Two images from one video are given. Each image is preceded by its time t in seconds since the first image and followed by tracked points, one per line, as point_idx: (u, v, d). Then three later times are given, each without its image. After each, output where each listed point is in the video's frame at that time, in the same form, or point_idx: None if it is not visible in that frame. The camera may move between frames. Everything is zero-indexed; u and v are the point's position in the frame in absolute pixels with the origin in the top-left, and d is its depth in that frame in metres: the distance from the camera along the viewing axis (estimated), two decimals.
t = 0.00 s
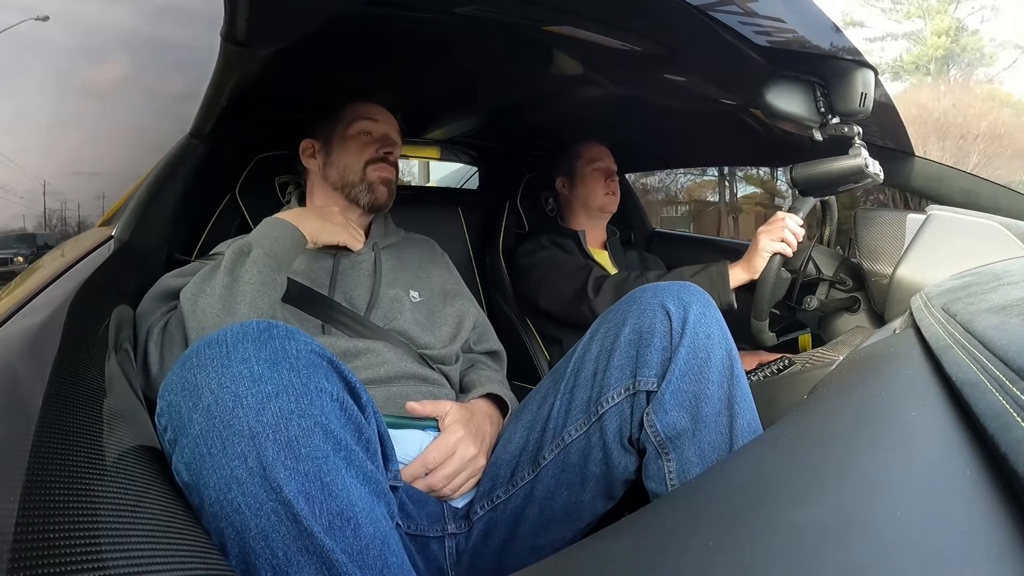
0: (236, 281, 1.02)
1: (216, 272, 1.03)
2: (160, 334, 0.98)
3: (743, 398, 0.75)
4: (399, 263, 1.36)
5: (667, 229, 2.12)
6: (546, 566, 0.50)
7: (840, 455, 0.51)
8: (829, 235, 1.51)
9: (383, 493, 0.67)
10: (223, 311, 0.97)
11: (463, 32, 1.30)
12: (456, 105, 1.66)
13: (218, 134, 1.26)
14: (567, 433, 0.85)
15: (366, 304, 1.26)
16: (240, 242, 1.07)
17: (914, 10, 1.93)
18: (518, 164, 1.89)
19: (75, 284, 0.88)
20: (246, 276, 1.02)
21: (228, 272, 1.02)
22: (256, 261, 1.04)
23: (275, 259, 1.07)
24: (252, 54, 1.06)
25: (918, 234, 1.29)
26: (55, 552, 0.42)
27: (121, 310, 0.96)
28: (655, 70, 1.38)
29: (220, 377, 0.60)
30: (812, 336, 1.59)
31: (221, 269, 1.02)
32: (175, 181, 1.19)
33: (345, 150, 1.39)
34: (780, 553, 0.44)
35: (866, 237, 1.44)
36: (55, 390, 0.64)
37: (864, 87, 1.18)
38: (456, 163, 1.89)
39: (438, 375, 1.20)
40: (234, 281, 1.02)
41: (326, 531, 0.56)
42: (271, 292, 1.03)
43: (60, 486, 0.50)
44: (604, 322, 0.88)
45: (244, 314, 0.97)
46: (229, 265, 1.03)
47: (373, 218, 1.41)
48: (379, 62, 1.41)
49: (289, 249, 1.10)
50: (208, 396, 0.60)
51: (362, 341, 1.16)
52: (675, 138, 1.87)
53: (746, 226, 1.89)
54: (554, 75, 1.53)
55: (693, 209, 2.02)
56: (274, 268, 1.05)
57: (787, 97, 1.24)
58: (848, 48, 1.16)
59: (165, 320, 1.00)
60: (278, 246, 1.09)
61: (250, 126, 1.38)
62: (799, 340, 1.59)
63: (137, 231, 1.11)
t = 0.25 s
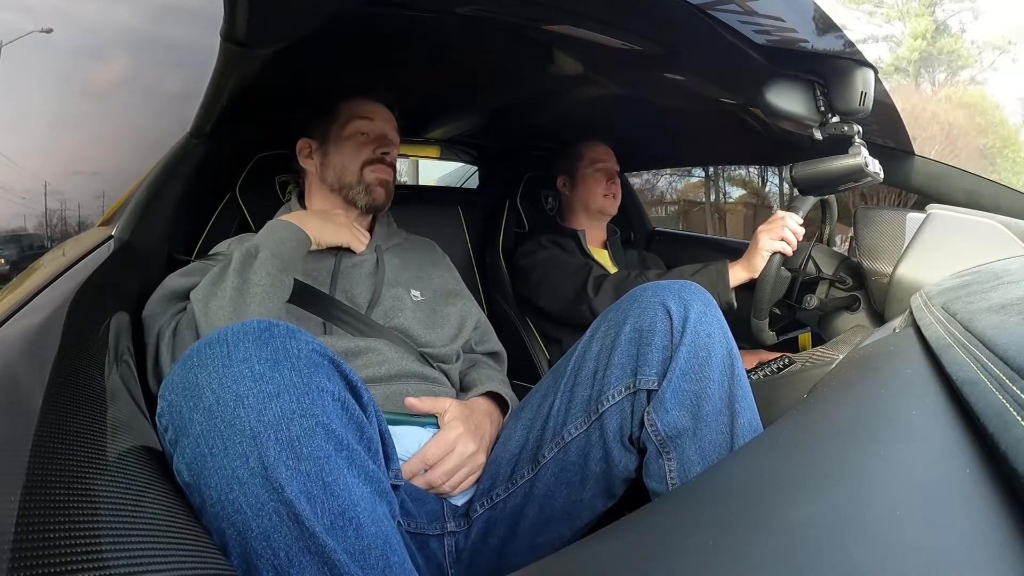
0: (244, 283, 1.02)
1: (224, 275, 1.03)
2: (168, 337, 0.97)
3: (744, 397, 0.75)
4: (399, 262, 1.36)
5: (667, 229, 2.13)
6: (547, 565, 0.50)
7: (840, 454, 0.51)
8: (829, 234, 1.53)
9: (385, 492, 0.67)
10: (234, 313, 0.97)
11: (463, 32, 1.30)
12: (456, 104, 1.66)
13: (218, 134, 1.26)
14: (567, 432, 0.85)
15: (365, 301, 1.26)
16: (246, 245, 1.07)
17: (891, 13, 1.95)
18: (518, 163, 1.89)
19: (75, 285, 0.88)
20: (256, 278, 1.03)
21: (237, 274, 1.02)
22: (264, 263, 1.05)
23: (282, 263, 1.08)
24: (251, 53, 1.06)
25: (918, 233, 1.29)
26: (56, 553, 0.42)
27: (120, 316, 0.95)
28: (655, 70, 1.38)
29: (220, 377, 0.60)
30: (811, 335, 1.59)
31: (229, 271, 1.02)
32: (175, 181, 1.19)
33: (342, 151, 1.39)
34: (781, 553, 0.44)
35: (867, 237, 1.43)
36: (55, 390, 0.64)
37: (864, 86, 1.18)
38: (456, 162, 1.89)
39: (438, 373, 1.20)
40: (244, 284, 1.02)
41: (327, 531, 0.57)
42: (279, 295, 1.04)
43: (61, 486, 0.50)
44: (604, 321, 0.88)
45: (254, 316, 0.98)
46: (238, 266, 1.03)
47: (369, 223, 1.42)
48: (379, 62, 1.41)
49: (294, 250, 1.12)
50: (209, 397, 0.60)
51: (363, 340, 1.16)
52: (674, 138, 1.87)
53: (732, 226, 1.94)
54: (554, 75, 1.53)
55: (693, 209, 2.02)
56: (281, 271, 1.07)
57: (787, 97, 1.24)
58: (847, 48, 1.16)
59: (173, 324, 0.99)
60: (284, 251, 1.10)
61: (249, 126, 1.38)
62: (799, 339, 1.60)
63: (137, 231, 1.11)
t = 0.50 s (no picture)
0: (241, 302, 1.02)
1: (221, 293, 1.03)
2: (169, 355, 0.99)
3: (743, 398, 0.75)
4: (399, 262, 1.36)
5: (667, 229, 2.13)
6: (546, 566, 0.50)
7: (839, 454, 0.51)
8: (829, 234, 1.51)
9: (383, 492, 0.67)
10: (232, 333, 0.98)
11: (462, 32, 1.30)
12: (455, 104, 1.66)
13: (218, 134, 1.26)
14: (567, 433, 0.85)
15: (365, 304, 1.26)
16: (241, 260, 1.07)
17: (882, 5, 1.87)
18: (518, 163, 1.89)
19: (74, 285, 0.88)
20: (252, 296, 1.03)
21: (233, 293, 1.02)
22: (260, 280, 1.05)
23: (277, 278, 1.07)
24: (251, 53, 1.06)
25: (918, 234, 1.29)
26: (55, 552, 0.42)
27: (121, 326, 0.95)
28: (655, 70, 1.38)
29: (219, 378, 0.60)
30: (812, 336, 1.58)
31: (225, 290, 1.02)
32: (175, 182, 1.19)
33: (333, 158, 1.36)
34: (782, 553, 0.44)
35: (868, 237, 1.44)
36: (56, 390, 0.64)
37: (864, 87, 1.18)
38: (456, 163, 1.89)
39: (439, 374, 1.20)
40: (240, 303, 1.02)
41: (325, 531, 0.57)
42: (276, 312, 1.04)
43: (61, 486, 0.49)
44: (603, 322, 0.88)
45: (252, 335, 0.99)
46: (234, 284, 1.03)
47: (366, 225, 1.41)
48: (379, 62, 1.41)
49: (291, 262, 1.11)
50: (207, 397, 0.60)
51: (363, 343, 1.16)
52: (674, 138, 1.87)
53: (720, 224, 1.98)
54: (554, 75, 1.53)
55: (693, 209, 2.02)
56: (277, 286, 1.06)
57: (787, 97, 1.24)
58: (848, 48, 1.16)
59: (172, 343, 1.00)
60: (281, 263, 1.09)
61: (249, 126, 1.38)
62: (799, 340, 1.59)
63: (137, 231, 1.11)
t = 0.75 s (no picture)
0: (238, 311, 1.03)
1: (217, 303, 1.04)
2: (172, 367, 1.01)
3: (744, 397, 0.75)
4: (398, 262, 1.36)
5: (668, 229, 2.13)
6: (546, 566, 0.50)
7: (840, 454, 0.51)
8: (828, 234, 1.53)
9: (383, 493, 0.67)
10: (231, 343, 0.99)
11: (462, 33, 1.30)
12: (455, 104, 1.66)
13: (218, 134, 1.26)
14: (567, 432, 0.85)
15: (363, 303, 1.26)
16: (234, 268, 1.07)
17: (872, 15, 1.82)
18: (518, 163, 1.89)
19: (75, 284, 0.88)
20: (248, 303, 1.03)
21: (229, 303, 1.03)
22: (254, 286, 1.06)
23: (273, 282, 1.08)
24: (251, 53, 1.06)
25: (917, 234, 1.29)
26: (55, 552, 0.42)
27: (122, 334, 0.95)
28: (655, 70, 1.38)
29: (219, 379, 0.60)
30: (812, 336, 1.58)
31: (220, 300, 1.03)
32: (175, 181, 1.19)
33: (328, 161, 1.36)
34: (783, 553, 0.44)
35: (868, 237, 1.44)
36: (56, 390, 0.64)
37: (864, 87, 1.18)
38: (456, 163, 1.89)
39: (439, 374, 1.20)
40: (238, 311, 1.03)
41: (325, 532, 0.57)
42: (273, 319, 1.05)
43: (61, 486, 0.49)
44: (603, 322, 0.88)
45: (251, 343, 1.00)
46: (229, 293, 1.04)
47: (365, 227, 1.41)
48: (379, 62, 1.41)
49: (282, 269, 1.10)
50: (207, 398, 0.60)
51: (363, 344, 1.16)
52: (675, 139, 1.86)
53: (721, 224, 1.98)
54: (554, 76, 1.53)
55: (694, 209, 2.02)
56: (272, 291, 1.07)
57: (787, 97, 1.24)
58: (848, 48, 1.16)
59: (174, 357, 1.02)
60: (274, 267, 1.10)
61: (248, 126, 1.38)
62: (799, 340, 1.59)
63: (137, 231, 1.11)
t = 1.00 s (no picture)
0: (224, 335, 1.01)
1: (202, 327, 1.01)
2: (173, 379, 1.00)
3: (744, 397, 0.75)
4: (396, 263, 1.37)
5: (668, 229, 2.13)
6: (546, 566, 0.50)
7: (840, 453, 0.51)
8: (829, 235, 1.53)
9: (385, 493, 0.67)
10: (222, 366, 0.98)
11: (462, 33, 1.30)
12: (455, 105, 1.66)
13: (217, 134, 1.26)
14: (567, 432, 0.85)
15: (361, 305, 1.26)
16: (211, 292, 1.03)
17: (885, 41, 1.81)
18: (518, 163, 1.90)
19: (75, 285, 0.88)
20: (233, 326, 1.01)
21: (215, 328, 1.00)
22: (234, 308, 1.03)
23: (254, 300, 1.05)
24: (250, 53, 1.07)
25: (918, 234, 1.29)
26: (54, 552, 0.42)
27: (121, 341, 0.94)
28: (655, 70, 1.38)
29: (221, 379, 0.60)
30: (812, 335, 1.58)
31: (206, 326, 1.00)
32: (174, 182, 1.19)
33: (322, 161, 1.36)
34: (782, 553, 0.44)
35: (868, 238, 1.43)
36: (56, 390, 0.64)
37: (864, 87, 1.18)
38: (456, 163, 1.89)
39: (439, 374, 1.21)
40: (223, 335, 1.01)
41: (327, 532, 0.57)
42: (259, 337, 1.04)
43: (61, 486, 0.49)
44: (603, 322, 0.88)
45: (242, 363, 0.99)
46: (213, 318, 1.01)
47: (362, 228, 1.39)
48: (379, 62, 1.41)
49: (261, 285, 1.06)
50: (210, 398, 0.60)
51: (362, 347, 1.17)
52: (675, 139, 1.86)
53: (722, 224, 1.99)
54: (554, 75, 1.53)
55: (694, 208, 2.02)
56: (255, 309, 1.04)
57: (787, 97, 1.24)
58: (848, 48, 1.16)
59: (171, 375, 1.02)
60: (249, 285, 1.05)
61: (247, 126, 1.38)
62: (799, 340, 1.59)
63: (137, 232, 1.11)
